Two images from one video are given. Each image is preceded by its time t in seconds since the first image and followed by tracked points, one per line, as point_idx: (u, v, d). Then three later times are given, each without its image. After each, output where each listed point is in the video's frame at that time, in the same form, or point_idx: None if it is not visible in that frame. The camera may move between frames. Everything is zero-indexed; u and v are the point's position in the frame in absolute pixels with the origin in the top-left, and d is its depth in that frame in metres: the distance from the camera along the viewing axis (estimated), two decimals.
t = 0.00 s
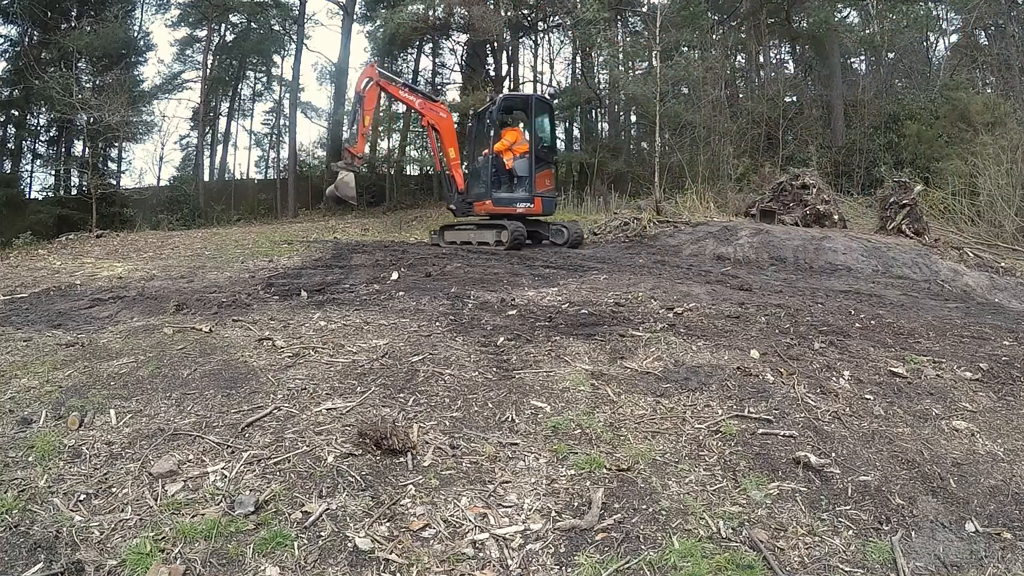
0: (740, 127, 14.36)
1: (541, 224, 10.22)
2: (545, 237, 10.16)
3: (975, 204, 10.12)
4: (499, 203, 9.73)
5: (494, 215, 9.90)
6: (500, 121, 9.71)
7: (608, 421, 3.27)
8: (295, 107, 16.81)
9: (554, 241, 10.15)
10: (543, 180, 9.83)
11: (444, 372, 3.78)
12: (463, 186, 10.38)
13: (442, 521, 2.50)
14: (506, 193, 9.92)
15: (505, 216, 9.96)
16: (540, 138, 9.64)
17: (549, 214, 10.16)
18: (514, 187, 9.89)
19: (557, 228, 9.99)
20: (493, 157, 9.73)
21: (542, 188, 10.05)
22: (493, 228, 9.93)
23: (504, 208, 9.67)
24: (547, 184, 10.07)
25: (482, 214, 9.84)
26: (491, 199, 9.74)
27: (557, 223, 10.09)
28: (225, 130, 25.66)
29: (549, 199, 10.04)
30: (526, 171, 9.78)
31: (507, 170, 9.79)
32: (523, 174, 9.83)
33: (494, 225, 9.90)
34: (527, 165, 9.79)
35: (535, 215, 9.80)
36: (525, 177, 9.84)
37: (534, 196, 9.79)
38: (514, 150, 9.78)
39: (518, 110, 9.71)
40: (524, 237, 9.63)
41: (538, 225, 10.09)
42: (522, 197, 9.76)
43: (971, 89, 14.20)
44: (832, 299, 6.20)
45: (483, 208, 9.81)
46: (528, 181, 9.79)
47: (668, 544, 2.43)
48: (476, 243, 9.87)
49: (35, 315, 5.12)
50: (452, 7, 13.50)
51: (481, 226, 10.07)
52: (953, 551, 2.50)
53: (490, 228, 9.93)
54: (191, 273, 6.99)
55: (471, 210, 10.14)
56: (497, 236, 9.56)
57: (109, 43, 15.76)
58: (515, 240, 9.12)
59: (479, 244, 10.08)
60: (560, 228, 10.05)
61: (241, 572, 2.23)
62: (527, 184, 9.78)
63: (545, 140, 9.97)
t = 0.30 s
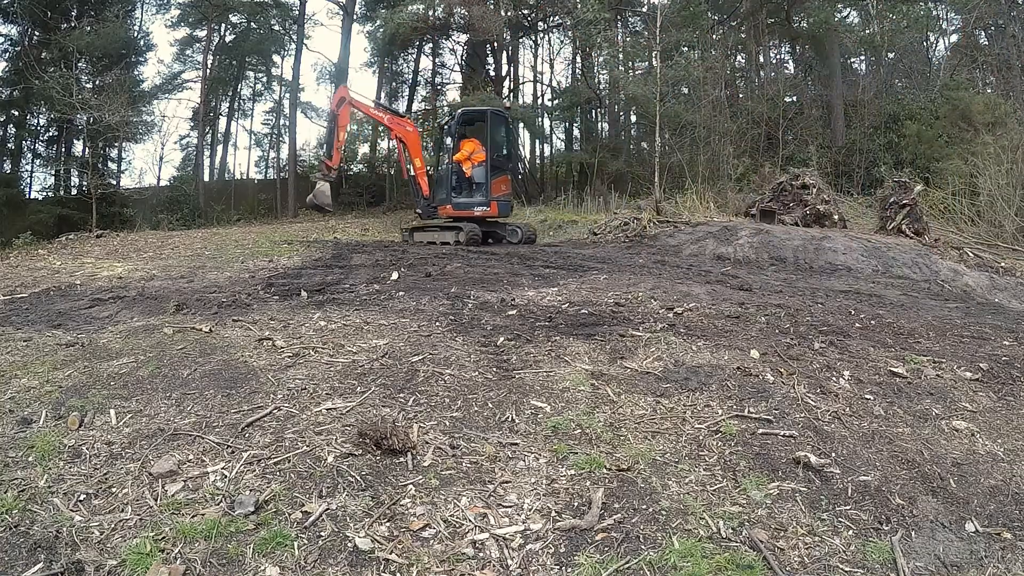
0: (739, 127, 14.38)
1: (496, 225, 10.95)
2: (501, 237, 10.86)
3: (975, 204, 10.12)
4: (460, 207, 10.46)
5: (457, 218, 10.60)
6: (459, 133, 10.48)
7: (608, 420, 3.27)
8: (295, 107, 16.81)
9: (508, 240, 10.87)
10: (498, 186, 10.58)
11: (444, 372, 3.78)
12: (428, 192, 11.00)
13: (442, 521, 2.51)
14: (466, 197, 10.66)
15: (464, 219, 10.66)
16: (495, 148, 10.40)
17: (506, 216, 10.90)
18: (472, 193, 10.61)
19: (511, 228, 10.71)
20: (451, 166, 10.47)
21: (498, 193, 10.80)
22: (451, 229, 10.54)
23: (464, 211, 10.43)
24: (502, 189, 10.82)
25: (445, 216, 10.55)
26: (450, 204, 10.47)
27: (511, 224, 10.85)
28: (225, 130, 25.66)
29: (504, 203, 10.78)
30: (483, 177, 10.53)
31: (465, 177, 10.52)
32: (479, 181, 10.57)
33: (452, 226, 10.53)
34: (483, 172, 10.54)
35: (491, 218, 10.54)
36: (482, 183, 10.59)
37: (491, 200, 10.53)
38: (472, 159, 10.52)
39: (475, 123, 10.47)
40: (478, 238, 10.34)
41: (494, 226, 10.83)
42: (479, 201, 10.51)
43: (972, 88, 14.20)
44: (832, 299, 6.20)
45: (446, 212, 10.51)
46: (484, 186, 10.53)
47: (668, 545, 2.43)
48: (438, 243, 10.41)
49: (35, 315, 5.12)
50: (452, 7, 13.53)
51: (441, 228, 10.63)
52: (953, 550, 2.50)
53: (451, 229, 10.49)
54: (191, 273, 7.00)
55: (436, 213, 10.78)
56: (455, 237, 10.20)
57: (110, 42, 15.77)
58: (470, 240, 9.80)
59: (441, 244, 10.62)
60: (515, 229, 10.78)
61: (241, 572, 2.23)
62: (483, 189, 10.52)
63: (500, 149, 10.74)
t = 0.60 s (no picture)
0: (739, 126, 14.38)
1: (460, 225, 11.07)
2: (464, 237, 11.00)
3: (975, 204, 10.12)
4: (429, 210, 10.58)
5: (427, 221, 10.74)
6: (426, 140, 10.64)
7: (608, 421, 3.27)
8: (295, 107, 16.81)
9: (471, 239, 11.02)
10: (460, 190, 10.59)
11: (444, 372, 3.78)
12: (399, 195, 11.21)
13: (442, 521, 2.50)
14: (431, 201, 10.75)
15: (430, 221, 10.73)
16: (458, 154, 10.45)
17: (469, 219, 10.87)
18: (437, 196, 10.71)
19: (473, 228, 10.82)
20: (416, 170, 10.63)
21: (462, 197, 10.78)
22: (417, 229, 10.64)
23: (428, 215, 10.57)
24: (466, 193, 10.80)
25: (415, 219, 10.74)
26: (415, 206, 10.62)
27: (473, 224, 10.95)
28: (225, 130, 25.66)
29: (467, 207, 10.74)
30: (446, 183, 10.56)
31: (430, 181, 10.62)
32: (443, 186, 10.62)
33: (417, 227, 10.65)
34: (446, 177, 10.59)
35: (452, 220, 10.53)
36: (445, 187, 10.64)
37: (453, 204, 10.53)
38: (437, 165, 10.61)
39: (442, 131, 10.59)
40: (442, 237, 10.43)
41: (458, 226, 10.94)
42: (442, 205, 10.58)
43: (972, 88, 14.20)
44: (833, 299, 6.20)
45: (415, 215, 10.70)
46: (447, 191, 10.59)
47: (669, 545, 2.43)
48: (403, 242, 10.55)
49: (36, 314, 5.12)
50: (452, 8, 13.53)
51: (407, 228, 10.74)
52: (953, 551, 2.50)
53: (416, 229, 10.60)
54: (191, 274, 7.00)
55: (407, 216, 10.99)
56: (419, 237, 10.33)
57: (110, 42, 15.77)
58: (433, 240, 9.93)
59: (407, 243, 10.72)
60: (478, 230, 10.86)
61: (241, 572, 2.23)
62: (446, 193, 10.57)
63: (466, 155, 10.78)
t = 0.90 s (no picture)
0: (739, 126, 14.37)
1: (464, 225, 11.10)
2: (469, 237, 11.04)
3: (975, 204, 10.12)
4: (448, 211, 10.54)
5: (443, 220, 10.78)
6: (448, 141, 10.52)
7: (608, 421, 3.27)
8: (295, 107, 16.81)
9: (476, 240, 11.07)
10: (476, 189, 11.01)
11: (444, 372, 3.78)
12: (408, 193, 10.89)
13: (442, 521, 2.50)
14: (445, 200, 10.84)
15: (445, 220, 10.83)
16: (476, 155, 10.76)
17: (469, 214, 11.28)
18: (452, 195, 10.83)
19: (478, 228, 10.86)
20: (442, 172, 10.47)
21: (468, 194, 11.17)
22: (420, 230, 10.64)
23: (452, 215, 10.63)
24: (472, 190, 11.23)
25: (432, 219, 10.62)
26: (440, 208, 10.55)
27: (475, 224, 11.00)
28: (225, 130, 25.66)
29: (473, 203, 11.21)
30: (465, 182, 10.81)
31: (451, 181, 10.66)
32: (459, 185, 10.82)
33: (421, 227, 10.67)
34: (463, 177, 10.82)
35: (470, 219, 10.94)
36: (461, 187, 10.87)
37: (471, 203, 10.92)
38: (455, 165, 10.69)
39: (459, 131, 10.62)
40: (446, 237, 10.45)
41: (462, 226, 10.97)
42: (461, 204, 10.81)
43: (972, 88, 14.20)
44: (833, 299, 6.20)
45: (435, 215, 10.57)
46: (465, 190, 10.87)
47: (669, 545, 2.43)
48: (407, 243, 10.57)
49: (36, 315, 5.12)
50: (452, 7, 13.52)
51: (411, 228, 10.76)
52: (953, 551, 2.50)
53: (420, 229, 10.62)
54: (191, 274, 7.00)
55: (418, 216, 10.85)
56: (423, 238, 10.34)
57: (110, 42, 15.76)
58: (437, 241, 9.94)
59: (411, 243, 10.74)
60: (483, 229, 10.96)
61: (241, 572, 2.23)
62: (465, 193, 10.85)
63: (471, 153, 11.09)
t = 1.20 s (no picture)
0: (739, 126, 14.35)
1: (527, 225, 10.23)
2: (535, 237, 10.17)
3: (975, 204, 10.12)
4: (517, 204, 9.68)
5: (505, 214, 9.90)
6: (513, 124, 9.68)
7: (608, 421, 3.27)
8: (295, 107, 16.79)
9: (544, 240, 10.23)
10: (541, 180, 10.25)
11: (444, 372, 3.78)
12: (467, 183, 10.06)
13: (442, 521, 2.50)
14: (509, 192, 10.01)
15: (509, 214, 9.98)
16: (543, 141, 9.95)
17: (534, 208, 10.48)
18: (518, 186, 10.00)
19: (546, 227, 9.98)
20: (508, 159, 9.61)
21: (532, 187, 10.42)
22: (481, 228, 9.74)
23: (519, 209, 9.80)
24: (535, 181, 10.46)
25: (495, 213, 9.74)
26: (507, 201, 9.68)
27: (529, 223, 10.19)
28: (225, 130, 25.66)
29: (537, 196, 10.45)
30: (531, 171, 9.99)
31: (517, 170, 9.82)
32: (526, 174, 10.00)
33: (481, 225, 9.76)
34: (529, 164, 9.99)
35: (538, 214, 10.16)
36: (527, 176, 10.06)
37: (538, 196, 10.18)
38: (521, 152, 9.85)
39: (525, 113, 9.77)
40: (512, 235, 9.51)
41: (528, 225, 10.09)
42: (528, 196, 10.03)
43: (972, 88, 14.20)
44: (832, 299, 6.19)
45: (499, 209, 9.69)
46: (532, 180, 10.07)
47: (668, 544, 2.43)
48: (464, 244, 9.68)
49: (36, 315, 5.12)
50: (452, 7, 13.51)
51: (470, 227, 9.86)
52: (953, 551, 2.50)
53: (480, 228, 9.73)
54: (191, 274, 6.99)
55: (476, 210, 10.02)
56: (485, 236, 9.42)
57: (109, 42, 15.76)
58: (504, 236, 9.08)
59: (469, 244, 9.87)
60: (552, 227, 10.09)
61: (241, 572, 2.23)
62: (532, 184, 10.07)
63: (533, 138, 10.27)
